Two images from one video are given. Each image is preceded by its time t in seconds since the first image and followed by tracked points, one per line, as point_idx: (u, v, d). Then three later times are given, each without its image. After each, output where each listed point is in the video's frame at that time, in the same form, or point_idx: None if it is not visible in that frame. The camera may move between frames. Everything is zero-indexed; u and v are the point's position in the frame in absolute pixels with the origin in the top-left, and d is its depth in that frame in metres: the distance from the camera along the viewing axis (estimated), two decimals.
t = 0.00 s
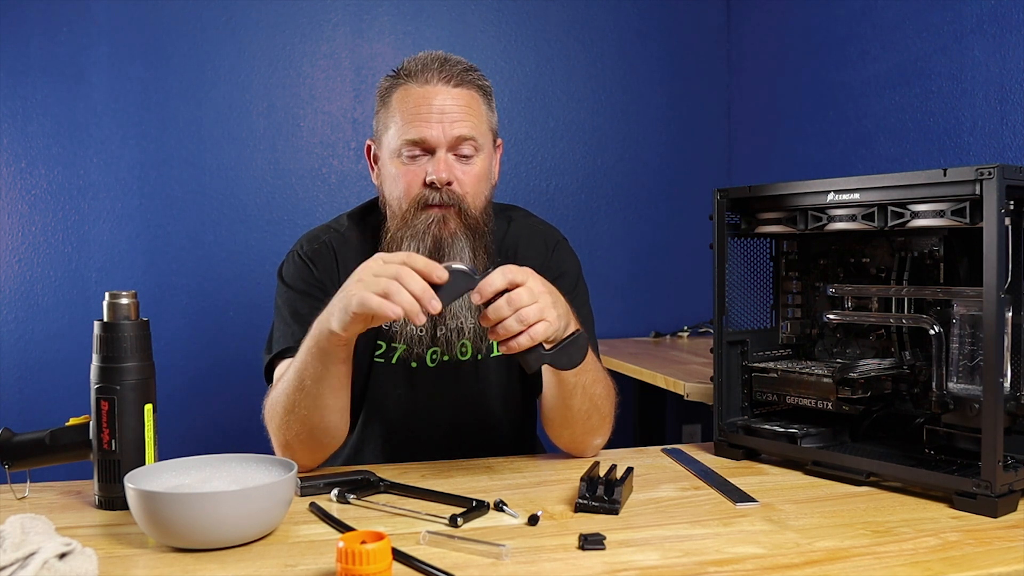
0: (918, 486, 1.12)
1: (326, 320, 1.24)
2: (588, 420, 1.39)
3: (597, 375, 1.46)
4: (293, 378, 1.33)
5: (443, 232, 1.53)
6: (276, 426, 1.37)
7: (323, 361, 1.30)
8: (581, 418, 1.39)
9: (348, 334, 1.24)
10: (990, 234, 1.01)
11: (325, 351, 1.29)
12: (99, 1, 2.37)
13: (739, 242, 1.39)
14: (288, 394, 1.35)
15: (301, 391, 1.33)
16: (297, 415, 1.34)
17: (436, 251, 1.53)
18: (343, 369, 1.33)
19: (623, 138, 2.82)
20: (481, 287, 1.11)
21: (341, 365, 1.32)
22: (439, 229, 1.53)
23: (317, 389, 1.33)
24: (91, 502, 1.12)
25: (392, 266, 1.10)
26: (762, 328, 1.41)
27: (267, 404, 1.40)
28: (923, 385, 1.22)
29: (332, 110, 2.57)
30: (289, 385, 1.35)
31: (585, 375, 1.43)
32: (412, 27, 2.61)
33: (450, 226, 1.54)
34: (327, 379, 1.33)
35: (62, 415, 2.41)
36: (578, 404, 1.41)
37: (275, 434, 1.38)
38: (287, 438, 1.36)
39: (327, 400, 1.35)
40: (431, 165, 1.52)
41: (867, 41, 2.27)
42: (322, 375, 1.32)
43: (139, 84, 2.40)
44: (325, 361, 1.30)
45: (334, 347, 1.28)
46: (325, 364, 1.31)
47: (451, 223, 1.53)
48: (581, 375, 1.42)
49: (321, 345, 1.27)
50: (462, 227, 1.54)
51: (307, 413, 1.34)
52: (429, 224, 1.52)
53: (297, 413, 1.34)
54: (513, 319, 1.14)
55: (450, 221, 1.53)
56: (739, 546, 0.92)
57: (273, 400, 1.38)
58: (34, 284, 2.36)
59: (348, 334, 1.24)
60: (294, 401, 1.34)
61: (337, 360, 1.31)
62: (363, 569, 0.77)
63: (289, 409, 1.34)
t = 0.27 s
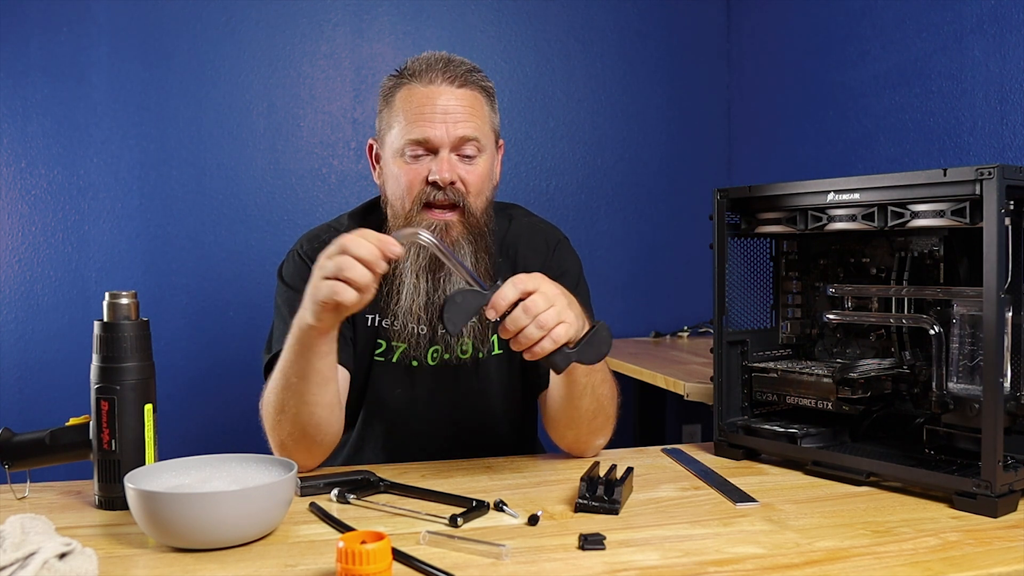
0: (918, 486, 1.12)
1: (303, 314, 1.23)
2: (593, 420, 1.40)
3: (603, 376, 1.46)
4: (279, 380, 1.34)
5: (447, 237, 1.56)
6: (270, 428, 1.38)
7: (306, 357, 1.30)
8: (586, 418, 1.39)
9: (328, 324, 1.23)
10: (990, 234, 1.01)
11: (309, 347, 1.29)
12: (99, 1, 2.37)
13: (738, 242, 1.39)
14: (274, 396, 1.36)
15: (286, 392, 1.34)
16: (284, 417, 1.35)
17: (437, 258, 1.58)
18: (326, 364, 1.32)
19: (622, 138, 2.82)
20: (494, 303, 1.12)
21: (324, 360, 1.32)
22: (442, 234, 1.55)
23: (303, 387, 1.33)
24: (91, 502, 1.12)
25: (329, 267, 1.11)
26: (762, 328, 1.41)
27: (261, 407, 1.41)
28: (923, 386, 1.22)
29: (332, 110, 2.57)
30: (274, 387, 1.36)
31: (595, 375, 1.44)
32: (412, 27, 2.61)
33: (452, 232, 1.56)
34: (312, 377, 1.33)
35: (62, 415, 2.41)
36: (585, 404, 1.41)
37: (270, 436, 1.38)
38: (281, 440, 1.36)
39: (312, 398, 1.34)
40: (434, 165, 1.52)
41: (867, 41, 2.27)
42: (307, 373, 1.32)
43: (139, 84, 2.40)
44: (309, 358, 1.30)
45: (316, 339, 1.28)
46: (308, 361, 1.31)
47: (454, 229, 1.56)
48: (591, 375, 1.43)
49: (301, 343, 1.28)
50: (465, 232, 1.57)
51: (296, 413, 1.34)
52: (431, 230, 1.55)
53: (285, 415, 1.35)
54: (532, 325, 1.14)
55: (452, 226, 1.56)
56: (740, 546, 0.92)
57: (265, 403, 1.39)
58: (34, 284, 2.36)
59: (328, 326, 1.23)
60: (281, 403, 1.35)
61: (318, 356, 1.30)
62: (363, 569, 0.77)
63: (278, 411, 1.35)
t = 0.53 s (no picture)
0: (917, 486, 1.12)
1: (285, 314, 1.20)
2: (597, 421, 1.40)
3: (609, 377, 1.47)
4: (270, 385, 1.33)
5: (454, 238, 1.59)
6: (269, 432, 1.38)
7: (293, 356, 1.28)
8: (592, 419, 1.40)
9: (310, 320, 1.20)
10: (990, 234, 1.01)
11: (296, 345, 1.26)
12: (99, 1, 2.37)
13: (738, 242, 1.39)
14: (267, 401, 1.35)
15: (280, 396, 1.33)
16: (281, 421, 1.35)
17: (445, 256, 1.59)
18: (316, 362, 1.31)
19: (622, 139, 2.82)
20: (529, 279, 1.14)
21: (314, 357, 1.30)
22: (449, 234, 1.58)
23: (297, 388, 1.32)
24: (91, 502, 1.12)
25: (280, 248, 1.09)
26: (762, 328, 1.41)
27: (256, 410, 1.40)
28: (923, 386, 1.21)
29: (332, 110, 2.57)
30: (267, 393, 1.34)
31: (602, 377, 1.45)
32: (412, 27, 2.61)
33: (458, 232, 1.59)
34: (304, 376, 1.31)
35: (62, 415, 2.41)
36: (591, 406, 1.42)
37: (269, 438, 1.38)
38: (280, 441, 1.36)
39: (305, 399, 1.33)
40: (442, 163, 1.52)
41: (867, 41, 2.27)
42: (298, 373, 1.30)
43: (139, 84, 2.40)
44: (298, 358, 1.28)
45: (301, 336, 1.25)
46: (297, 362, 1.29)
47: (461, 229, 1.59)
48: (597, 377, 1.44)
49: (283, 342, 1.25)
50: (472, 232, 1.60)
51: (292, 417, 1.34)
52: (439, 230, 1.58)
53: (282, 419, 1.34)
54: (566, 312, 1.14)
55: (460, 226, 1.59)
56: (740, 546, 0.92)
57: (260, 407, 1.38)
58: (34, 284, 2.36)
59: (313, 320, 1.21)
60: (276, 407, 1.34)
61: (307, 355, 1.29)
62: (363, 569, 0.77)
63: (274, 415, 1.35)
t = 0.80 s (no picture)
0: (917, 486, 1.12)
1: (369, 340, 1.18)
2: (588, 422, 1.39)
3: (600, 380, 1.45)
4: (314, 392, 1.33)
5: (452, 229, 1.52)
6: (285, 430, 1.37)
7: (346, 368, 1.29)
8: (582, 418, 1.40)
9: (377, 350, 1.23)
10: (990, 234, 1.01)
11: (357, 364, 1.29)
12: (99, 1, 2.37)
13: (738, 242, 1.39)
14: (304, 404, 1.34)
15: (322, 401, 1.33)
16: (312, 424, 1.35)
17: (444, 249, 1.51)
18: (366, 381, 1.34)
19: (622, 139, 2.82)
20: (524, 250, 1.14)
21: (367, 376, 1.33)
22: (448, 226, 1.52)
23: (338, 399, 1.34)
24: (91, 502, 1.12)
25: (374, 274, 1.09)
26: (762, 328, 1.41)
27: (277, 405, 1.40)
28: (923, 385, 1.21)
29: (332, 110, 2.57)
30: (306, 395, 1.34)
31: (587, 379, 1.43)
32: (412, 27, 2.61)
33: (458, 224, 1.53)
34: (352, 390, 1.34)
35: (62, 415, 2.41)
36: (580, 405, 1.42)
37: (283, 438, 1.37)
38: (293, 441, 1.36)
39: (345, 409, 1.36)
40: (440, 163, 1.52)
41: (867, 41, 2.27)
42: (349, 387, 1.33)
43: (139, 84, 2.40)
44: (355, 373, 1.31)
45: (368, 361, 1.29)
46: (352, 376, 1.31)
47: (460, 222, 1.53)
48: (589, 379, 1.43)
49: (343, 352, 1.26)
50: (472, 225, 1.53)
51: (325, 422, 1.35)
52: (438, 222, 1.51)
53: (312, 423, 1.35)
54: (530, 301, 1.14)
55: (458, 219, 1.53)
56: (740, 546, 0.92)
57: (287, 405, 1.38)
58: (34, 284, 2.36)
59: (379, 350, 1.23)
60: (313, 412, 1.34)
61: (363, 373, 1.31)
62: (363, 569, 0.77)
63: (304, 418, 1.35)
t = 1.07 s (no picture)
0: (917, 486, 1.12)
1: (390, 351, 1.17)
2: (582, 422, 1.39)
3: (592, 380, 1.44)
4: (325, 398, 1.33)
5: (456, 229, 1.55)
6: (290, 432, 1.37)
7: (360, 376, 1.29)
8: (575, 419, 1.40)
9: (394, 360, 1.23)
10: (990, 234, 1.01)
11: (371, 373, 1.29)
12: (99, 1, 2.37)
13: (738, 242, 1.39)
14: (313, 408, 1.34)
15: (331, 407, 1.33)
16: (320, 428, 1.35)
17: (449, 248, 1.55)
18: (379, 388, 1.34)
19: (622, 139, 2.82)
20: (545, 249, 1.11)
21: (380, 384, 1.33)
22: (452, 225, 1.54)
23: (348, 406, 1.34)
24: (91, 502, 1.12)
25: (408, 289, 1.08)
26: (762, 328, 1.41)
27: (282, 406, 1.39)
28: (923, 386, 1.21)
29: (332, 110, 2.57)
30: (315, 400, 1.34)
31: (575, 380, 1.42)
32: (412, 27, 2.61)
33: (462, 222, 1.55)
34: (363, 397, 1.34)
35: (62, 415, 2.41)
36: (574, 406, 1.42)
37: (286, 439, 1.37)
38: (299, 443, 1.36)
39: (354, 415, 1.36)
40: (444, 162, 1.52)
41: (867, 41, 2.27)
42: (361, 394, 1.33)
43: (139, 84, 2.40)
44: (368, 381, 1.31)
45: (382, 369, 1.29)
46: (365, 384, 1.31)
47: (464, 221, 1.55)
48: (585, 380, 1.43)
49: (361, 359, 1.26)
50: (475, 224, 1.56)
51: (332, 426, 1.35)
52: (443, 221, 1.54)
53: (320, 427, 1.35)
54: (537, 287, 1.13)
55: (462, 218, 1.55)
56: (739, 546, 0.92)
57: (292, 405, 1.37)
58: (34, 284, 2.36)
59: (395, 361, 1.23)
60: (321, 416, 1.34)
61: (377, 381, 1.31)
62: (363, 569, 0.77)
63: (312, 421, 1.35)
